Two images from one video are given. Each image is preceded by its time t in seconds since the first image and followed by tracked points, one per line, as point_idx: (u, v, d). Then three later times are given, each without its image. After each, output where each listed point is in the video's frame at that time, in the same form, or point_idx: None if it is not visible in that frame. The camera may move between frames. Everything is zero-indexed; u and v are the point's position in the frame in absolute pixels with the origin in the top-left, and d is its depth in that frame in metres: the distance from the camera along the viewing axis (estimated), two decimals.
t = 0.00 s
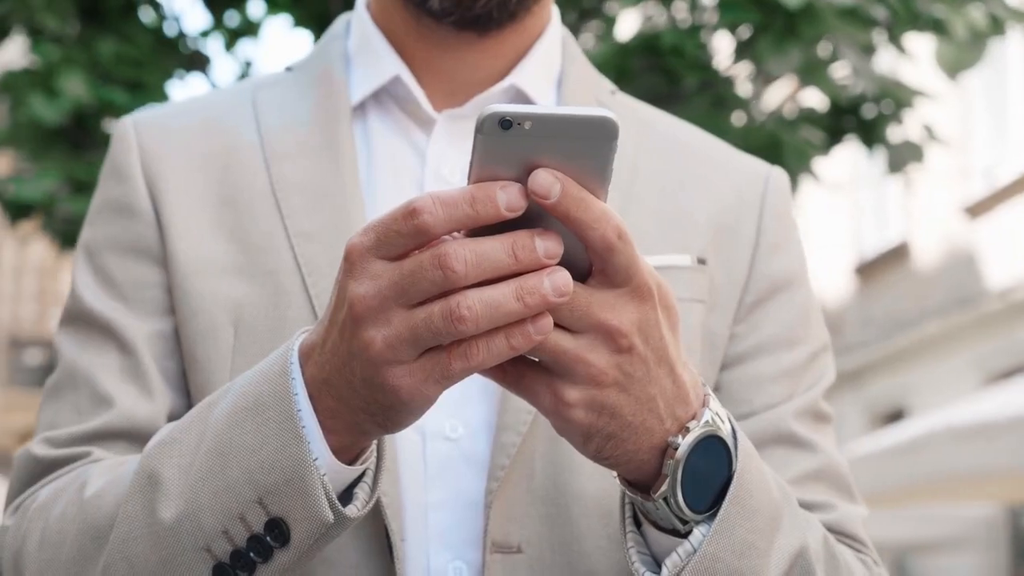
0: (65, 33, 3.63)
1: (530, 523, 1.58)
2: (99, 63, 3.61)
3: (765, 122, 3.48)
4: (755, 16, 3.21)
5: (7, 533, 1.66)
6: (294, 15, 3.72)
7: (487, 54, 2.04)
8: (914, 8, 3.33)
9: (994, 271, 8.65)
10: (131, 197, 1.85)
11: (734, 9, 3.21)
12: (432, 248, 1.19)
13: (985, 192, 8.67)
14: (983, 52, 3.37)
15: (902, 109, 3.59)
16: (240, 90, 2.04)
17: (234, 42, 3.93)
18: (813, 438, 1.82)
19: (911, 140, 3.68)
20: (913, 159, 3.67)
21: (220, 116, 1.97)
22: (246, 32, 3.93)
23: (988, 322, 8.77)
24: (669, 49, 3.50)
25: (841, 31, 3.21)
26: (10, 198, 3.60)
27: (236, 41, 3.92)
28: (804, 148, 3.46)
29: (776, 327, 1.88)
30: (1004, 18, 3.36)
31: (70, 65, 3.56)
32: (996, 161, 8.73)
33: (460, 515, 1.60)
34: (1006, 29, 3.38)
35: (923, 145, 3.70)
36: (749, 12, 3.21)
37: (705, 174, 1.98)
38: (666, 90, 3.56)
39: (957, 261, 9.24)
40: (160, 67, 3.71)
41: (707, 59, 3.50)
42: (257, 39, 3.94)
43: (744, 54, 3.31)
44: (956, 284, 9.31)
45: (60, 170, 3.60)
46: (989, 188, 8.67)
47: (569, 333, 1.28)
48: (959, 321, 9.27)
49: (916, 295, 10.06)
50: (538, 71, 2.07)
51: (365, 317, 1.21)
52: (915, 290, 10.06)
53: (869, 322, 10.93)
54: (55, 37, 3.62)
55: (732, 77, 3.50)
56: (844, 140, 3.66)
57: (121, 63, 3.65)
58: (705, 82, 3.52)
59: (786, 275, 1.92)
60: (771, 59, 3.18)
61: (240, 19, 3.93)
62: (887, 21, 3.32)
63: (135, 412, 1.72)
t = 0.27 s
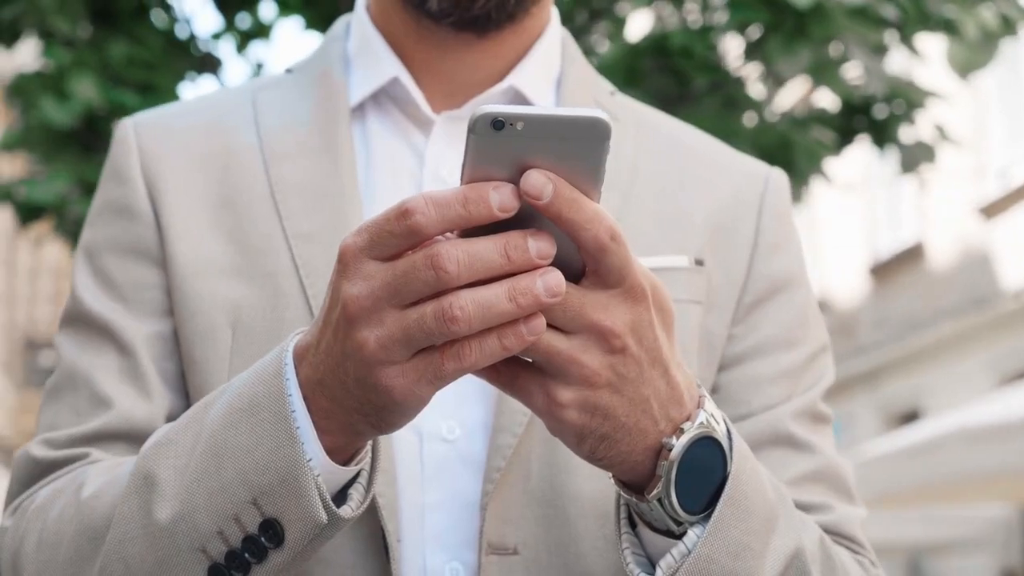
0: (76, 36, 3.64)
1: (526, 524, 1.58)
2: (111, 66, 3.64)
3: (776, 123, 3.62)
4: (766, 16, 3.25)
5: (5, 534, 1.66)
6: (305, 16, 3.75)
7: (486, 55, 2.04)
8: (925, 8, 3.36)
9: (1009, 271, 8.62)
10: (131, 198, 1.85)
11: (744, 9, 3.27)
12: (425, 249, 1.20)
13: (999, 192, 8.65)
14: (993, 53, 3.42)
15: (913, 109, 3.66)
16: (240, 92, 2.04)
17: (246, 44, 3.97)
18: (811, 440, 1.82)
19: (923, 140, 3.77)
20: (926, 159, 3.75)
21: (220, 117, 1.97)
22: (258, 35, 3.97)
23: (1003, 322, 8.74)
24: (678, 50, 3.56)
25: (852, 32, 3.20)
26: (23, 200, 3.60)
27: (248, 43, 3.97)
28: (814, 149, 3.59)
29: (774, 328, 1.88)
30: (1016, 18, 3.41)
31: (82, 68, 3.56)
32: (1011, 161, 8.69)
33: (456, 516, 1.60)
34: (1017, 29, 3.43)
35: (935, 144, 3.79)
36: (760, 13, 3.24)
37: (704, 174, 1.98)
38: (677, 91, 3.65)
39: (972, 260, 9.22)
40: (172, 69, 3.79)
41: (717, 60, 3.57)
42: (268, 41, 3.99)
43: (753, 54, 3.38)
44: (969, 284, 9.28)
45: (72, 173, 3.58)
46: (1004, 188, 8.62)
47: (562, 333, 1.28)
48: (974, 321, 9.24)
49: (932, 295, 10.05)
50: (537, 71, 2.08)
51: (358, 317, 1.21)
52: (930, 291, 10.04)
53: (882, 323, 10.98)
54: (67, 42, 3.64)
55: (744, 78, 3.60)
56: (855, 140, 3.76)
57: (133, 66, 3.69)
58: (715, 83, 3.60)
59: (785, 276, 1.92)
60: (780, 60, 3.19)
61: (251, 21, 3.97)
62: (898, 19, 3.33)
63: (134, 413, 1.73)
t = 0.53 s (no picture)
0: (87, 36, 3.41)
1: (522, 525, 1.58)
2: (121, 67, 3.39)
3: (787, 122, 3.40)
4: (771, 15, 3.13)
5: (3, 535, 1.66)
6: (315, 16, 3.72)
7: (483, 56, 2.04)
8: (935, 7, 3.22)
9: None
10: (130, 199, 1.86)
11: (752, 8, 3.15)
12: (417, 250, 1.20)
13: (1013, 191, 8.60)
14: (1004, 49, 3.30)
15: (924, 109, 3.50)
16: (239, 92, 2.05)
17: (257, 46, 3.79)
18: (809, 440, 1.82)
19: (934, 140, 3.64)
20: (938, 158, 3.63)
21: (218, 118, 1.98)
22: (268, 36, 3.80)
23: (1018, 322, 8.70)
24: (686, 49, 3.35)
25: (861, 32, 3.07)
26: (33, 201, 3.38)
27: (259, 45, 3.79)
28: (824, 148, 3.41)
29: (772, 328, 1.88)
30: None
31: (92, 69, 3.33)
32: None
33: (453, 517, 1.61)
34: None
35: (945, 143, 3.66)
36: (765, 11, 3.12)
37: (702, 174, 1.98)
38: (684, 89, 3.43)
39: (986, 260, 9.17)
40: (181, 71, 3.53)
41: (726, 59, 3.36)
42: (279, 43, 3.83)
43: (762, 54, 3.26)
44: (984, 284, 9.23)
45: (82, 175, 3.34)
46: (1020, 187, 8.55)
47: (555, 334, 1.28)
48: (990, 321, 9.19)
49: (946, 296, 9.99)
50: (535, 72, 2.08)
51: (350, 318, 1.21)
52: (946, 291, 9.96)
53: (898, 324, 11.01)
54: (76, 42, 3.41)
55: (756, 78, 3.39)
56: (866, 140, 3.58)
57: (143, 67, 3.45)
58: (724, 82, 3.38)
59: (783, 276, 1.92)
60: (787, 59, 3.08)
61: (262, 24, 3.79)
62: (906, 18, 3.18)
63: (132, 414, 1.73)
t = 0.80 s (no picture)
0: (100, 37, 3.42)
1: (520, 525, 1.58)
2: (135, 67, 3.40)
3: (800, 121, 3.49)
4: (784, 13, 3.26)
5: (3, 535, 1.67)
6: (326, 16, 3.73)
7: (483, 55, 2.04)
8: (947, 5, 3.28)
9: None
10: (129, 200, 1.86)
11: (764, 7, 3.26)
12: (411, 250, 1.20)
13: None
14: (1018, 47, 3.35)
15: (937, 108, 3.57)
16: (240, 93, 2.05)
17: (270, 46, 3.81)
18: (809, 439, 1.81)
19: (947, 138, 3.73)
20: (949, 156, 3.71)
21: (218, 119, 1.98)
22: (281, 36, 3.81)
23: None
24: (698, 48, 3.46)
25: (873, 30, 3.18)
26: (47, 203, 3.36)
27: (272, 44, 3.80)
28: (837, 147, 3.49)
29: (772, 328, 1.88)
30: None
31: (104, 69, 3.33)
32: None
33: (451, 516, 1.61)
34: None
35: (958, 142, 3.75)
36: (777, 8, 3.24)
37: (702, 173, 1.98)
38: (697, 88, 3.51)
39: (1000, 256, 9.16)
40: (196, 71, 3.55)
41: (736, 57, 3.48)
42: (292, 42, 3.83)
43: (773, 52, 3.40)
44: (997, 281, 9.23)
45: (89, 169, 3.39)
46: None
47: (550, 335, 1.28)
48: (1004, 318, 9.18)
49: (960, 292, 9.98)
50: (535, 71, 2.08)
51: (345, 319, 1.21)
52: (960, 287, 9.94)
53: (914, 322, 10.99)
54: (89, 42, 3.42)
55: (769, 78, 3.50)
56: (879, 138, 3.67)
57: (155, 67, 3.46)
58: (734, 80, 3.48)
59: (783, 275, 1.92)
60: (799, 56, 3.22)
61: (275, 23, 3.80)
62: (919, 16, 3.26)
63: (131, 414, 1.73)
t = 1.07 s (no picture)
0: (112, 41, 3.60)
1: (522, 528, 1.58)
2: (148, 71, 3.59)
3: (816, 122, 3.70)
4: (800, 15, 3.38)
5: (6, 538, 1.67)
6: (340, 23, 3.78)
7: (485, 57, 2.05)
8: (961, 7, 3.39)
9: None
10: (132, 204, 1.87)
11: (777, 8, 3.40)
12: (409, 253, 1.20)
13: None
14: None
15: (950, 108, 3.77)
16: (243, 96, 2.06)
17: (284, 48, 3.98)
18: (813, 442, 1.81)
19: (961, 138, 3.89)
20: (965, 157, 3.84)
21: (221, 122, 1.99)
22: (295, 39, 3.98)
23: None
24: (710, 50, 3.72)
25: (887, 31, 3.25)
26: (60, 204, 3.54)
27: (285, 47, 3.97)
28: (849, 148, 3.71)
29: (774, 330, 1.87)
30: None
31: (116, 73, 3.49)
32: None
33: (452, 519, 1.61)
34: None
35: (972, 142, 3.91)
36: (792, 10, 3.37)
37: (705, 175, 1.98)
38: (708, 89, 3.76)
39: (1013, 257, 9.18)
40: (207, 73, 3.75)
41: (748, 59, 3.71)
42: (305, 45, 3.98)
43: (785, 53, 3.56)
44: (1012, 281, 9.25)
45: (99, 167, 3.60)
46: None
47: (549, 338, 1.29)
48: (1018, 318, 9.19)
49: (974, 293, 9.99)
50: (537, 74, 2.08)
51: (343, 322, 1.22)
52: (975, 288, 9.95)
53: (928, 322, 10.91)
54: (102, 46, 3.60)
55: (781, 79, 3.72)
56: (893, 138, 3.89)
57: (168, 70, 3.66)
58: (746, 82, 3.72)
59: (786, 277, 1.92)
60: (813, 57, 3.32)
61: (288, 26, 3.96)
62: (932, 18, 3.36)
63: (134, 418, 1.74)
